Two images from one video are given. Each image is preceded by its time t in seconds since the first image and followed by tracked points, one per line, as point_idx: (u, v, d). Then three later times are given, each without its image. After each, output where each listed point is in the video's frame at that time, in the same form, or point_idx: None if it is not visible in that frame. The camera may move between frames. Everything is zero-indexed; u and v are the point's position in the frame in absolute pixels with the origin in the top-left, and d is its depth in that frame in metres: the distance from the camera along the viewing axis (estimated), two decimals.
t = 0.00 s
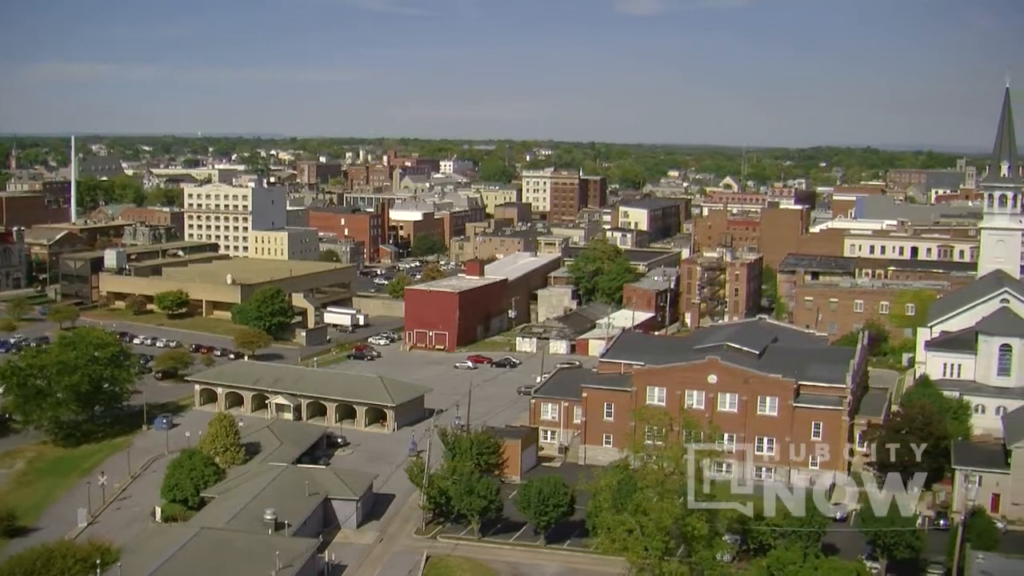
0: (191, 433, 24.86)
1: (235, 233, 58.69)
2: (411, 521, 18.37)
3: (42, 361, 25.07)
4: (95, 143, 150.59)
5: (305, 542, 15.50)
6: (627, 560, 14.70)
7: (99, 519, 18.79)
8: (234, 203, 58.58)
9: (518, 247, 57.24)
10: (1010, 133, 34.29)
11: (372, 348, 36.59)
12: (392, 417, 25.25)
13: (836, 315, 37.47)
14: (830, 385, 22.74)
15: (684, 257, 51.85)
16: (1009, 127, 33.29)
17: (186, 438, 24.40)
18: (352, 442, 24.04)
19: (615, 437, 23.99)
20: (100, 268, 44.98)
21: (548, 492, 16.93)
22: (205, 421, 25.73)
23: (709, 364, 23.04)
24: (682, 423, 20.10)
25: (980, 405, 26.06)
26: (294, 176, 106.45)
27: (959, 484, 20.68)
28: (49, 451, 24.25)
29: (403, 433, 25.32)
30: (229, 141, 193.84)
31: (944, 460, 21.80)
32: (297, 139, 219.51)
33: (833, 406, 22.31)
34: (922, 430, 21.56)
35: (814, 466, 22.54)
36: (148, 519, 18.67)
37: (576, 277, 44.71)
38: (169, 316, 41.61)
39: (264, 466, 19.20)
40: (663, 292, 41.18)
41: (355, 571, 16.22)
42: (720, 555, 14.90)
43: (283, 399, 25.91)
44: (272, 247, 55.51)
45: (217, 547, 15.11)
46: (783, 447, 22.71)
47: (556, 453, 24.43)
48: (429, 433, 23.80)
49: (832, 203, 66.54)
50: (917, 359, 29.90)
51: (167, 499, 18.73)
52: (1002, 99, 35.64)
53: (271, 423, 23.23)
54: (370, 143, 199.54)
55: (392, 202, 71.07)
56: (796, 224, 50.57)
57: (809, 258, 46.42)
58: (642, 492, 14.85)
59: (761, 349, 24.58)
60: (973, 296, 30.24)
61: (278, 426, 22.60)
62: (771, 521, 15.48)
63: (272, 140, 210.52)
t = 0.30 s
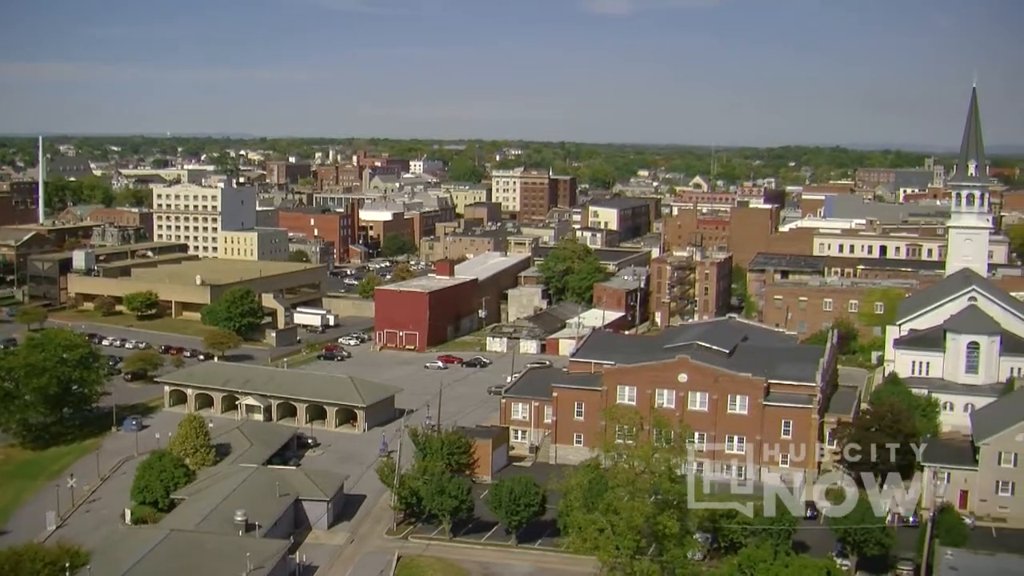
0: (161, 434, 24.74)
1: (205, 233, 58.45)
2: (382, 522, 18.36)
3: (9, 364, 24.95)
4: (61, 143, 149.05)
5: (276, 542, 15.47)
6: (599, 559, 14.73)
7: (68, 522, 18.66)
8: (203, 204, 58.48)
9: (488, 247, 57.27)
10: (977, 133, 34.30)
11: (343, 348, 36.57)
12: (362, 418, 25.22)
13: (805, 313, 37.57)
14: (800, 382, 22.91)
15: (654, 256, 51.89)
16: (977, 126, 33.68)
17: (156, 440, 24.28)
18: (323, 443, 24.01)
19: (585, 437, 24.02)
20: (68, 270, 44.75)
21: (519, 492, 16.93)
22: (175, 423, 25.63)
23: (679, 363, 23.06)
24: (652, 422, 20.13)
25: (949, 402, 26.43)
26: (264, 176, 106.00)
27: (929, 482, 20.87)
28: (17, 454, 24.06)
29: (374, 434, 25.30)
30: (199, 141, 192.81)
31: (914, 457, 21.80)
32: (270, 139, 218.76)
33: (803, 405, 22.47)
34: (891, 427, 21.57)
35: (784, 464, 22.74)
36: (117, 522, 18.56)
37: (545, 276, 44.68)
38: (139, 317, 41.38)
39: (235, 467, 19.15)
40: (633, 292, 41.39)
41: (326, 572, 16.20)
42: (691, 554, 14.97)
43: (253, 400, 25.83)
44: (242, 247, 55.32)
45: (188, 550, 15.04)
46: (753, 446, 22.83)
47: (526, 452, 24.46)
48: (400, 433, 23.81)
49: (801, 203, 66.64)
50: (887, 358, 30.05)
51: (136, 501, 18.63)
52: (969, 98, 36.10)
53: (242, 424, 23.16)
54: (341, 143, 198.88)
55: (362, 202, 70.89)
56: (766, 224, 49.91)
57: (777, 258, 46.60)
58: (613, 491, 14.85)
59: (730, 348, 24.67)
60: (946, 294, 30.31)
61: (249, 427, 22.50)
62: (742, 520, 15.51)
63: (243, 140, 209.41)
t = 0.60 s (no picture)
0: (130, 436, 24.63)
1: (173, 234, 58.25)
2: (353, 522, 18.34)
3: None
4: (26, 143, 147.77)
5: (247, 543, 15.41)
6: (570, 559, 14.75)
7: (35, 525, 18.54)
8: (172, 205, 58.31)
9: (457, 247, 57.29)
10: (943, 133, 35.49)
11: (311, 348, 36.60)
12: (332, 418, 25.17)
13: (774, 312, 37.62)
14: (770, 381, 23.02)
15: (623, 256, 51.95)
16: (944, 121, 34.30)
17: (125, 442, 24.17)
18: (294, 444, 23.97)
19: (555, 436, 24.07)
20: (36, 271, 44.57)
21: (489, 491, 16.94)
22: (144, 425, 25.52)
23: (648, 362, 23.13)
24: (621, 421, 20.22)
25: (916, 400, 26.71)
26: (233, 176, 105.51)
27: (896, 480, 21.17)
28: None
29: (344, 434, 25.27)
30: (168, 140, 191.38)
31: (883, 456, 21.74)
32: (240, 139, 217.89)
33: (773, 403, 22.59)
34: (859, 425, 21.56)
35: (753, 462, 22.83)
36: (86, 525, 18.46)
37: (515, 276, 44.61)
38: (107, 318, 41.14)
39: (204, 469, 19.08)
40: (602, 291, 41.61)
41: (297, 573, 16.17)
42: (661, 552, 14.99)
43: (222, 402, 25.74)
44: (210, 248, 55.15)
45: (158, 552, 14.95)
46: (722, 444, 22.91)
47: (497, 452, 24.54)
48: (370, 433, 23.80)
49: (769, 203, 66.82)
50: (855, 356, 30.26)
51: (105, 503, 18.54)
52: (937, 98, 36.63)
53: (212, 425, 23.08)
54: (310, 143, 198.29)
55: (330, 202, 70.68)
56: (735, 223, 50.54)
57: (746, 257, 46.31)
58: (583, 490, 14.84)
59: (699, 346, 24.76)
60: (913, 292, 30.50)
61: (218, 428, 22.40)
62: (712, 518, 15.57)
63: (211, 138, 208.50)
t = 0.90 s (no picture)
0: (101, 437, 24.53)
1: (144, 235, 58.08)
2: (325, 523, 18.31)
3: None
4: None
5: (219, 545, 15.36)
6: (542, 557, 14.74)
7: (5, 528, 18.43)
8: (144, 206, 58.11)
9: (429, 247, 57.33)
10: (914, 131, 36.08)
11: (283, 349, 36.67)
12: (304, 419, 25.15)
13: (745, 311, 37.89)
14: (741, 380, 23.12)
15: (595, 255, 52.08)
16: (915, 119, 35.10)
17: (96, 443, 24.08)
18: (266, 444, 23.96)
19: (527, 436, 24.10)
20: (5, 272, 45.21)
21: (461, 491, 16.96)
22: (115, 426, 25.42)
23: (620, 361, 23.20)
24: (593, 420, 20.31)
25: (887, 398, 26.88)
26: (204, 175, 105.00)
27: (868, 477, 21.12)
28: None
29: (316, 435, 25.26)
30: (138, 140, 189.94)
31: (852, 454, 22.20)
32: (213, 138, 217.04)
33: (744, 401, 22.65)
34: (831, 423, 22.00)
35: (725, 461, 22.86)
36: (56, 528, 18.37)
37: (486, 276, 44.53)
38: (77, 319, 40.92)
39: (176, 471, 19.04)
40: (573, 291, 41.97)
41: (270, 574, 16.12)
42: (633, 550, 15.05)
43: (193, 403, 25.66)
44: (181, 249, 54.99)
45: (128, 554, 14.89)
46: (693, 442, 22.96)
47: (469, 452, 24.56)
48: (343, 434, 23.79)
49: (741, 202, 67.53)
50: (826, 355, 30.51)
51: (76, 506, 18.45)
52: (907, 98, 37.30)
53: (183, 426, 23.02)
54: (282, 143, 197.81)
55: (302, 203, 70.50)
56: (705, 223, 50.91)
57: (717, 257, 45.80)
58: (555, 489, 14.84)
59: (671, 345, 24.82)
60: (882, 292, 30.74)
61: (189, 429, 22.47)
62: (684, 517, 15.65)
63: (182, 138, 207.77)
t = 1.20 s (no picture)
0: (73, 440, 24.41)
1: (117, 236, 57.89)
2: (299, 524, 18.28)
3: None
4: None
5: (192, 547, 15.29)
6: (516, 557, 14.72)
7: None
8: (116, 207, 57.88)
9: (402, 247, 57.33)
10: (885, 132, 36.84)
11: (257, 350, 36.53)
12: (278, 420, 25.10)
13: (718, 310, 38.12)
14: (714, 379, 23.23)
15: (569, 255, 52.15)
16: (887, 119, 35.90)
17: (68, 445, 23.96)
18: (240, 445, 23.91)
19: (500, 435, 24.12)
20: None
21: (436, 491, 16.97)
22: (88, 428, 25.30)
23: (594, 361, 23.25)
24: (567, 421, 20.35)
25: (860, 397, 26.97)
26: (177, 176, 104.47)
27: (840, 474, 21.34)
28: None
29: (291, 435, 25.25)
30: (110, 140, 188.32)
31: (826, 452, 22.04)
32: (185, 137, 216.17)
33: (717, 400, 22.75)
34: (805, 421, 22.01)
35: (700, 460, 22.95)
36: (28, 531, 18.27)
37: (459, 276, 44.50)
38: (48, 321, 40.68)
39: (150, 472, 18.97)
40: (547, 290, 42.09)
41: None
42: (608, 550, 15.06)
43: (167, 404, 25.59)
44: (153, 249, 54.82)
45: (101, 557, 14.82)
46: (667, 441, 23.02)
47: (443, 452, 24.56)
48: (317, 435, 23.77)
49: (714, 201, 67.94)
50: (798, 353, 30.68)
51: (48, 509, 18.37)
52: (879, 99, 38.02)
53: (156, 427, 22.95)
54: (256, 143, 197.32)
55: (275, 204, 70.31)
56: (678, 223, 51.41)
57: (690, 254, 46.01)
58: (529, 489, 14.86)
59: (645, 345, 24.90)
60: (854, 291, 30.94)
61: (162, 430, 22.41)
62: (659, 516, 15.71)
63: (154, 138, 206.96)
